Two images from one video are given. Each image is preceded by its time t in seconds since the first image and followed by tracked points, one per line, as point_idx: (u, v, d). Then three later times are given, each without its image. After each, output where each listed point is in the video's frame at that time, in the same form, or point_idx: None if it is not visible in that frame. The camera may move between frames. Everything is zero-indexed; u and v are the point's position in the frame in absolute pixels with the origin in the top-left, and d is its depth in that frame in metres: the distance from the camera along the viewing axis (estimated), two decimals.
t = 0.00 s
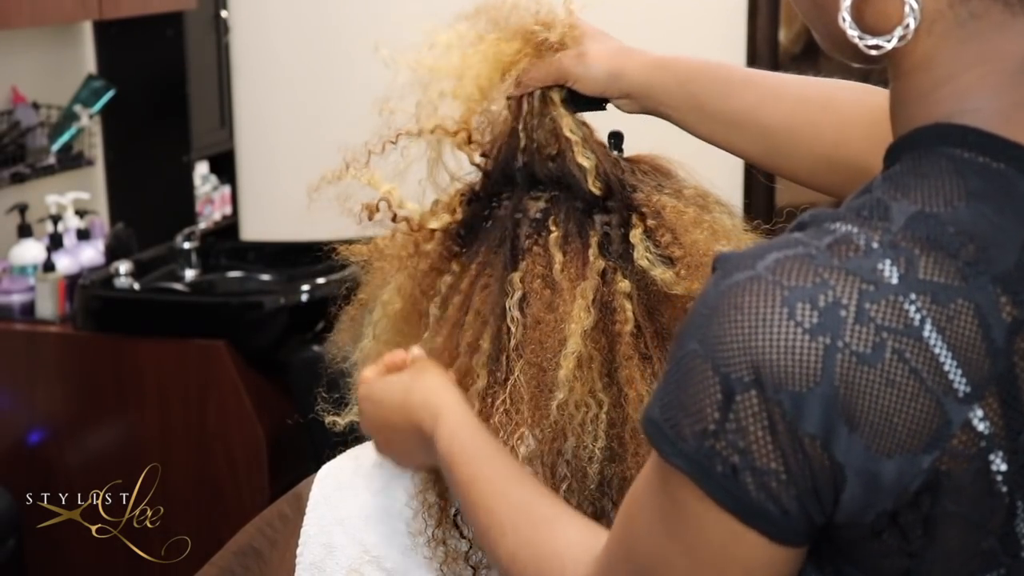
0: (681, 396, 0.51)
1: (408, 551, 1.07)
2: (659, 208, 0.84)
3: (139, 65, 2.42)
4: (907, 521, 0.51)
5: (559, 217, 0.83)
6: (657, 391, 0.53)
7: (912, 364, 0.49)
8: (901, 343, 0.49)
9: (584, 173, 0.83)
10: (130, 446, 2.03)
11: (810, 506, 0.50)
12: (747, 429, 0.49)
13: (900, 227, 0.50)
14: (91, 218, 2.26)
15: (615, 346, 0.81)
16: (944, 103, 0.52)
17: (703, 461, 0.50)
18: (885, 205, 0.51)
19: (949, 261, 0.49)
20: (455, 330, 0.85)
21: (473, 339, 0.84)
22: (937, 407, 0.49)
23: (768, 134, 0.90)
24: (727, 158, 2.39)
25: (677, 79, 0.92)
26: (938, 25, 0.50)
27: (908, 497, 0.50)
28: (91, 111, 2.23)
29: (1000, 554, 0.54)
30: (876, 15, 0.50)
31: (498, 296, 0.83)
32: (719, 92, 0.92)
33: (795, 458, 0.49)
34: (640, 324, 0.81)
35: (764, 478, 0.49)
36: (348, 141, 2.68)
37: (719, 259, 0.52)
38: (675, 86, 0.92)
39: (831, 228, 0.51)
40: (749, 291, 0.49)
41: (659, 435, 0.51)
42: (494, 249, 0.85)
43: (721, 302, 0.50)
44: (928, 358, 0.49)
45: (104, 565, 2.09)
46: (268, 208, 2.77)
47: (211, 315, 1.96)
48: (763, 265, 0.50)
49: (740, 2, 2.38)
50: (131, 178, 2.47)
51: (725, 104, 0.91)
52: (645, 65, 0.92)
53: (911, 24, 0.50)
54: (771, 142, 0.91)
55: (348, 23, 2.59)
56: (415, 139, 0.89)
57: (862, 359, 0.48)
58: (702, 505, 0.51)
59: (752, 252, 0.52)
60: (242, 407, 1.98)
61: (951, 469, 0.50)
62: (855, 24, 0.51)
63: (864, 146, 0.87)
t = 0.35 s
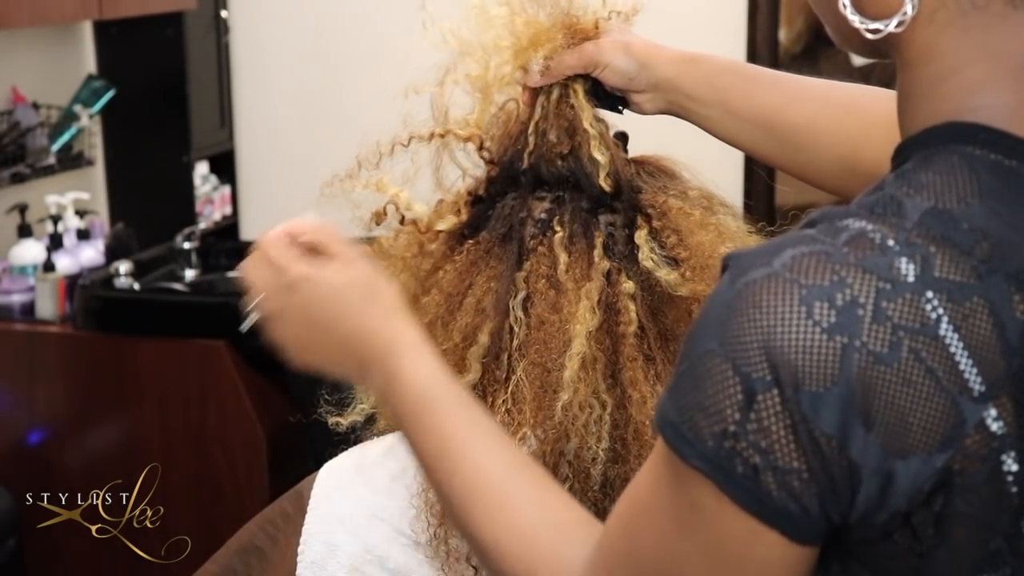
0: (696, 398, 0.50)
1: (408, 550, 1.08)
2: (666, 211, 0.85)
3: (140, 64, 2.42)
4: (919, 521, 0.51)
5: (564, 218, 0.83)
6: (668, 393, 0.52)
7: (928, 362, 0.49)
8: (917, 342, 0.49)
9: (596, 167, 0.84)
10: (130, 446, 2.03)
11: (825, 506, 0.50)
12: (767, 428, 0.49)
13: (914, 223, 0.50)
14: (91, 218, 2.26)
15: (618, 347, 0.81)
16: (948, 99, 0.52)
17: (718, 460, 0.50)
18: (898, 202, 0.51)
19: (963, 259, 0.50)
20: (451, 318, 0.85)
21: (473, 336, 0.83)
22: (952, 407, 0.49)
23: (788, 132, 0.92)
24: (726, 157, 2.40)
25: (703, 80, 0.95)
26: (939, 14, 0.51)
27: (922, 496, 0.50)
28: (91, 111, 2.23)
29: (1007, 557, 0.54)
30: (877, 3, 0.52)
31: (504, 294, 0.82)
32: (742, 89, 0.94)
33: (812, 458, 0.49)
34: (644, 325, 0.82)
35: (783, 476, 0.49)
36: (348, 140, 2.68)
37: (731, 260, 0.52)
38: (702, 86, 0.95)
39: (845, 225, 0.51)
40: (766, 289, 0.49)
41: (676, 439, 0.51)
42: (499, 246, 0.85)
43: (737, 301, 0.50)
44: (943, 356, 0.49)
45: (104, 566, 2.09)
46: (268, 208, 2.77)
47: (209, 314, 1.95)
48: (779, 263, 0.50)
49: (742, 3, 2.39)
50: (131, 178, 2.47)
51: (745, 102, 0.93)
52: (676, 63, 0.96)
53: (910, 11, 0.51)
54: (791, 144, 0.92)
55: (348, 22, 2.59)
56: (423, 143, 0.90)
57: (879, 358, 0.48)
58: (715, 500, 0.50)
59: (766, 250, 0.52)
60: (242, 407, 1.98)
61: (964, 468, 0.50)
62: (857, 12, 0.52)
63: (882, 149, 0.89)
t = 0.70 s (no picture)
0: (676, 319, 0.52)
1: (408, 549, 1.07)
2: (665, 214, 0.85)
3: (140, 65, 2.42)
4: (894, 492, 0.53)
5: (563, 219, 0.84)
6: (653, 306, 0.54)
7: (921, 335, 0.50)
8: (913, 314, 0.50)
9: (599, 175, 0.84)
10: (130, 446, 2.03)
11: (785, 457, 0.52)
12: (731, 362, 0.51)
13: (927, 200, 0.52)
14: (91, 218, 2.26)
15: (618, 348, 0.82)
16: (972, 87, 0.54)
17: (684, 390, 0.51)
18: (912, 178, 0.53)
19: (972, 240, 0.51)
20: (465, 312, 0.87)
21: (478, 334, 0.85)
22: (940, 381, 0.50)
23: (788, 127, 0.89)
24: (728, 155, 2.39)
25: (701, 72, 0.92)
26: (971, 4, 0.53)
27: (897, 466, 0.52)
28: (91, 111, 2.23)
29: (998, 541, 0.54)
30: None
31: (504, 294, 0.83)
32: (743, 86, 0.90)
33: (780, 405, 0.50)
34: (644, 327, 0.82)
35: (734, 409, 0.51)
36: (350, 139, 2.68)
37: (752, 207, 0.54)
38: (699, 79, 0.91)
39: (863, 198, 0.53)
40: (772, 239, 0.51)
41: (649, 349, 0.53)
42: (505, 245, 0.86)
43: (742, 245, 0.52)
44: (938, 331, 0.50)
45: (105, 565, 2.09)
46: (268, 207, 2.77)
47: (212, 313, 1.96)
48: (791, 219, 0.52)
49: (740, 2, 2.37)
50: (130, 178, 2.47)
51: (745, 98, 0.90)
52: (678, 52, 0.92)
53: None
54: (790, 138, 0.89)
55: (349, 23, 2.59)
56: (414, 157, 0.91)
57: (871, 324, 0.49)
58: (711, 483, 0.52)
59: (784, 206, 0.53)
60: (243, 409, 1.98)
61: (945, 445, 0.51)
62: None
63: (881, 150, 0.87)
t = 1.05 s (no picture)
0: (674, 312, 0.52)
1: (407, 550, 1.07)
2: (662, 213, 0.85)
3: (140, 65, 2.42)
4: (897, 492, 0.52)
5: (560, 218, 0.84)
6: (652, 298, 0.54)
7: (924, 335, 0.49)
8: (916, 315, 0.49)
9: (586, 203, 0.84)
10: (130, 447, 2.03)
11: (781, 452, 0.52)
12: (730, 358, 0.51)
13: (930, 200, 0.51)
14: (91, 218, 2.26)
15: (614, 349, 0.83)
16: (971, 87, 0.54)
17: (682, 384, 0.51)
18: (914, 178, 0.52)
19: (974, 240, 0.50)
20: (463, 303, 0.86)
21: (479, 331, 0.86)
22: (942, 381, 0.50)
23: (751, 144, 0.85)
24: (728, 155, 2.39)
25: (654, 99, 0.86)
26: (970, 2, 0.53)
27: (899, 466, 0.51)
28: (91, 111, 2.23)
29: (1004, 539, 0.54)
30: None
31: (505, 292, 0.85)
32: (699, 108, 0.86)
33: (780, 403, 0.50)
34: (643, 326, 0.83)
35: (732, 404, 0.51)
36: (351, 138, 2.68)
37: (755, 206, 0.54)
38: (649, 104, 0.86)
39: (867, 198, 0.52)
40: (775, 238, 0.51)
41: (648, 342, 0.52)
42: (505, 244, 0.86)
43: (744, 242, 0.52)
44: (941, 331, 0.50)
45: (104, 565, 2.09)
46: (268, 207, 2.77)
47: (211, 314, 1.96)
48: (795, 218, 0.52)
49: (740, 3, 2.37)
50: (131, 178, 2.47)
51: (704, 119, 0.86)
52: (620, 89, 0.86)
53: None
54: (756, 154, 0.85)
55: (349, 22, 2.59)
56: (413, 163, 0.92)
57: (873, 324, 0.49)
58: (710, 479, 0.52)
59: (788, 205, 0.53)
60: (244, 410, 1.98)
61: (948, 445, 0.51)
62: None
63: (850, 160, 0.83)
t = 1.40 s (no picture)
0: (687, 367, 0.52)
1: (406, 549, 1.07)
2: (664, 212, 0.85)
3: (140, 64, 2.42)
4: (907, 505, 0.52)
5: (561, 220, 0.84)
6: (657, 365, 0.54)
7: (922, 344, 0.50)
8: (913, 323, 0.50)
9: (591, 174, 0.84)
10: (130, 447, 2.03)
11: (809, 484, 0.51)
12: (750, 400, 0.50)
13: (916, 206, 0.52)
14: (91, 218, 2.26)
15: (615, 355, 0.82)
16: (962, 88, 0.53)
17: (702, 430, 0.51)
18: (900, 185, 0.53)
19: (962, 243, 0.51)
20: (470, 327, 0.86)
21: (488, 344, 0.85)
22: (942, 387, 0.51)
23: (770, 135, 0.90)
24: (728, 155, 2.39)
25: (687, 79, 0.92)
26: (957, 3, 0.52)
27: (909, 479, 0.51)
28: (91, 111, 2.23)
29: (1000, 548, 0.55)
30: None
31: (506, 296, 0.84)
32: (726, 92, 0.91)
33: (801, 434, 0.50)
34: (643, 326, 0.83)
35: (763, 451, 0.50)
36: (351, 137, 2.67)
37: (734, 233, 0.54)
38: (680, 84, 0.92)
39: (848, 206, 0.53)
40: (765, 262, 0.51)
41: (660, 408, 0.52)
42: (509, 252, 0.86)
43: (737, 273, 0.52)
44: (938, 338, 0.50)
45: (104, 566, 2.09)
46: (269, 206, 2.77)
47: (212, 314, 1.96)
48: (780, 237, 0.52)
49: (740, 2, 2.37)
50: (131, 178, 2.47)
51: (724, 109, 0.91)
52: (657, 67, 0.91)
53: None
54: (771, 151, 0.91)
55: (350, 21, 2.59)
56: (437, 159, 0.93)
57: (872, 336, 0.50)
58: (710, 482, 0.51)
59: (769, 223, 0.53)
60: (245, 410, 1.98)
61: (953, 453, 0.51)
62: None
63: (869, 155, 0.87)
